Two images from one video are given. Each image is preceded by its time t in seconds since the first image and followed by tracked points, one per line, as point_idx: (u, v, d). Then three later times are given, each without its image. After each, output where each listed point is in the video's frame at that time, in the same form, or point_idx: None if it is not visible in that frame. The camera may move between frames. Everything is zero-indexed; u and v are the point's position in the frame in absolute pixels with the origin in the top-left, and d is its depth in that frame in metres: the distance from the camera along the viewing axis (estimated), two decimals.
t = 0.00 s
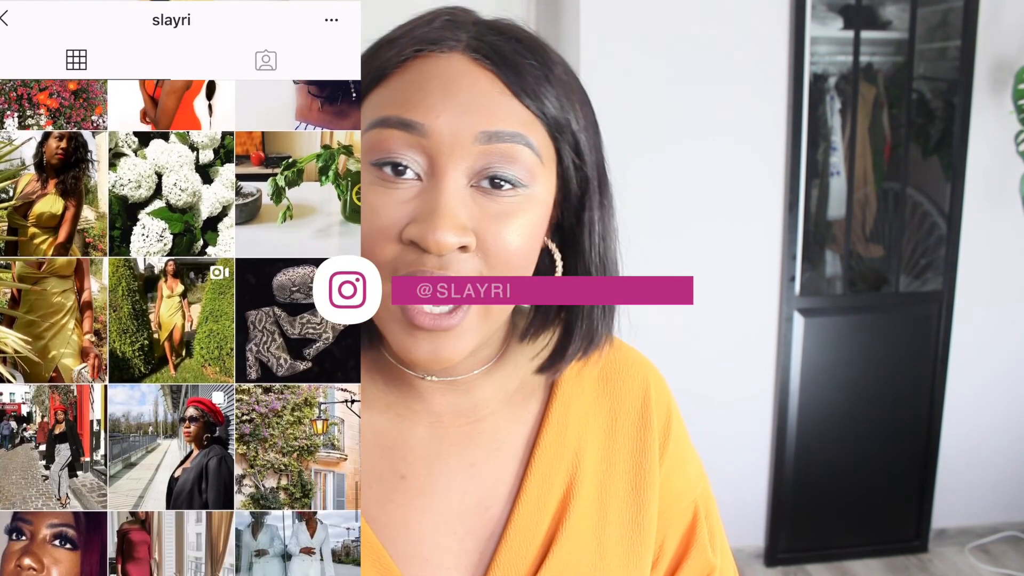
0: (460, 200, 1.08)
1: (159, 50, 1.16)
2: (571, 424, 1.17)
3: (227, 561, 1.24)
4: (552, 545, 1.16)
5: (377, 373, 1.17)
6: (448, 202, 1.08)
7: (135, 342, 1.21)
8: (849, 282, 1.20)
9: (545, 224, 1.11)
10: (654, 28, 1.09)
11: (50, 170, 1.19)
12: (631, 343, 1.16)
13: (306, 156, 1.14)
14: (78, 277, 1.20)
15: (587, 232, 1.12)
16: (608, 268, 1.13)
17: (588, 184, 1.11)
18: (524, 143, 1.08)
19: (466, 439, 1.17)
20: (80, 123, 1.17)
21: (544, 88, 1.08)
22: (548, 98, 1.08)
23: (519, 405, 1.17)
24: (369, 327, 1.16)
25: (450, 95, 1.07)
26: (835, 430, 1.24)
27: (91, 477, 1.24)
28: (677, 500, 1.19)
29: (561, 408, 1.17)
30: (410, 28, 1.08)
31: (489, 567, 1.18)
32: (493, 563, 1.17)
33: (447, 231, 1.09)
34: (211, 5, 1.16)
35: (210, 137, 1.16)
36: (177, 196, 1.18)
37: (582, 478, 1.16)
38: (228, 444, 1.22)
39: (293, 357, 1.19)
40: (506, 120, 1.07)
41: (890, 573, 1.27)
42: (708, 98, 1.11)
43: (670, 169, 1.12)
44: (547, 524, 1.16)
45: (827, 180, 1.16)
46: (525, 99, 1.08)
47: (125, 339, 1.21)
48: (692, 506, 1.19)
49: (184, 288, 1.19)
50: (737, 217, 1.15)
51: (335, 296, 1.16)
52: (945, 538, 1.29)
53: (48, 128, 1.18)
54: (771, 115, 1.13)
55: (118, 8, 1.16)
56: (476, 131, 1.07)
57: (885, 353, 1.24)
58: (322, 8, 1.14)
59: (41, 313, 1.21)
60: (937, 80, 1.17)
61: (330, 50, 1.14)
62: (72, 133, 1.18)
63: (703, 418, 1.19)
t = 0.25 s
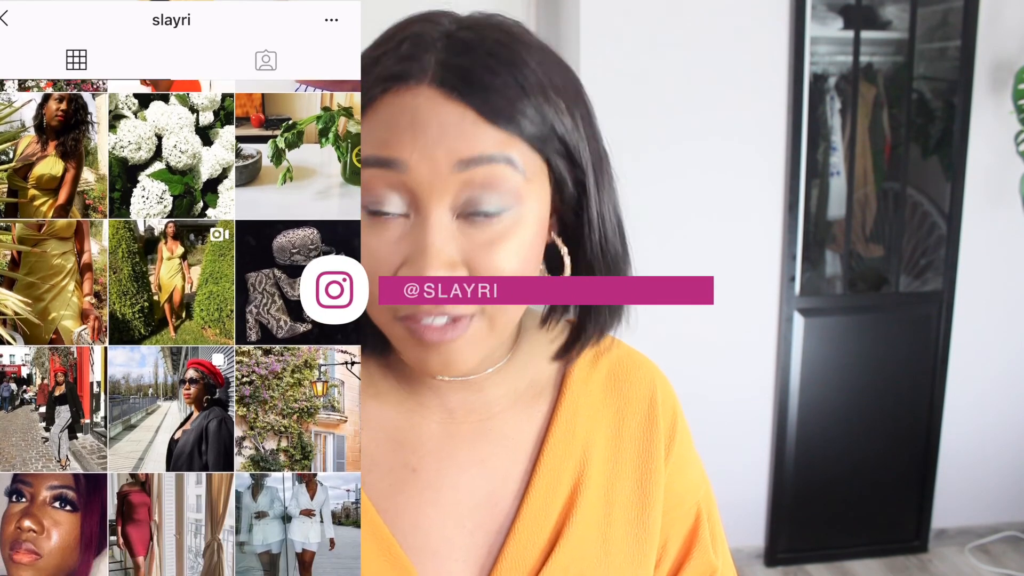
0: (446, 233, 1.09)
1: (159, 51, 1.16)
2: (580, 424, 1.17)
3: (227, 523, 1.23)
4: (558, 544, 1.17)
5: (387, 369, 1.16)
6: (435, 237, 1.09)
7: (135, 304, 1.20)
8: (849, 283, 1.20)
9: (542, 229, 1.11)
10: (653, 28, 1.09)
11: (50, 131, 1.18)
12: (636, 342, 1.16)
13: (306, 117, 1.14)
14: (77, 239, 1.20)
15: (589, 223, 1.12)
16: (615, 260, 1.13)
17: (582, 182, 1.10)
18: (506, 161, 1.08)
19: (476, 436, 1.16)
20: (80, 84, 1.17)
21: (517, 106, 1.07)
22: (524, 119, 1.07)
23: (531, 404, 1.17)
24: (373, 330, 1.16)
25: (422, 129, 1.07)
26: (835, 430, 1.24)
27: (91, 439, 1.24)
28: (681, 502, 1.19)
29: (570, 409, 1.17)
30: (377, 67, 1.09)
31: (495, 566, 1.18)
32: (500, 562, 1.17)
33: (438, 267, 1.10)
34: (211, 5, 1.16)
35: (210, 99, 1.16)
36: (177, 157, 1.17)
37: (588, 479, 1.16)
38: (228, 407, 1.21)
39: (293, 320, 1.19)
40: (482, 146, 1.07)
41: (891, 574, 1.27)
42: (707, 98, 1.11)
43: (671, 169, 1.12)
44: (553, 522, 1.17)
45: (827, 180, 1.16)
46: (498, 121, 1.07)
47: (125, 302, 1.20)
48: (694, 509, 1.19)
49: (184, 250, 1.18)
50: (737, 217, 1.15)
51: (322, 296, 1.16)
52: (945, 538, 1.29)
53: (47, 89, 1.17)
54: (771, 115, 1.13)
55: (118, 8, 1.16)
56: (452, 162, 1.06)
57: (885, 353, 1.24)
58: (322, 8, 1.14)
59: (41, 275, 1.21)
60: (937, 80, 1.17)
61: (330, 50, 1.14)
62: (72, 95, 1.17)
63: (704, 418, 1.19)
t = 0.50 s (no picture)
0: (441, 238, 1.09)
1: (159, 50, 1.16)
2: (577, 421, 1.17)
3: (227, 425, 1.21)
4: (558, 540, 1.17)
5: (383, 371, 1.15)
6: (430, 242, 1.09)
7: (135, 207, 1.19)
8: (849, 283, 1.20)
9: (535, 241, 1.11)
10: (653, 28, 1.09)
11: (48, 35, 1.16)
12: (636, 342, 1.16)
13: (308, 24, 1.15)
14: (77, 140, 1.19)
15: (583, 237, 1.12)
16: (612, 266, 1.13)
17: (580, 194, 1.10)
18: (505, 171, 1.07)
19: (472, 437, 1.16)
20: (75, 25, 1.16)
21: (520, 110, 1.07)
22: (524, 126, 1.07)
23: (527, 404, 1.16)
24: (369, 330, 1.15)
25: (419, 134, 1.07)
26: (835, 430, 1.24)
27: (91, 340, 1.21)
28: (678, 496, 1.19)
29: (567, 407, 1.16)
30: (377, 68, 1.09)
31: (495, 566, 1.18)
32: (500, 561, 1.17)
33: (431, 273, 1.10)
34: (212, 5, 1.16)
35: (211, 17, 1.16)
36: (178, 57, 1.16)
37: (586, 476, 1.16)
38: (228, 307, 1.19)
39: (293, 221, 1.16)
40: (480, 153, 1.06)
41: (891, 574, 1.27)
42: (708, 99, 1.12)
43: (671, 170, 1.12)
44: (553, 519, 1.17)
45: (827, 180, 1.16)
46: (498, 128, 1.06)
47: (125, 204, 1.19)
48: (692, 502, 1.19)
49: (184, 151, 1.18)
50: (738, 217, 1.15)
51: (318, 296, 1.16)
52: (945, 539, 1.29)
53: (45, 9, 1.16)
54: (771, 115, 1.13)
55: (119, 8, 1.16)
56: (449, 169, 1.06)
57: (885, 352, 1.24)
58: (323, 8, 1.14)
59: (41, 176, 1.19)
60: (937, 80, 1.17)
61: (330, 50, 1.14)
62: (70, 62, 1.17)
63: (704, 418, 1.19)
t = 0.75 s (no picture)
0: (441, 233, 1.08)
1: (159, 50, 1.16)
2: (573, 419, 1.17)
3: (227, 362, 1.20)
4: (556, 538, 1.16)
5: (381, 372, 1.15)
6: (430, 237, 1.08)
7: (135, 144, 1.18)
8: (849, 283, 1.19)
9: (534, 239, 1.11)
10: (653, 28, 1.09)
11: None
12: (635, 342, 1.16)
13: None
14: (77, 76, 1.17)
15: (578, 235, 1.12)
16: (608, 264, 1.13)
17: (578, 191, 1.10)
18: (505, 167, 1.07)
19: (469, 436, 1.16)
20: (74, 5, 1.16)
21: (520, 104, 1.06)
22: (523, 118, 1.06)
23: (523, 403, 1.16)
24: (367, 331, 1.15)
25: (421, 128, 1.06)
26: (835, 430, 1.24)
27: (91, 279, 1.20)
28: (675, 494, 1.19)
29: (563, 406, 1.16)
30: (377, 63, 1.09)
31: (492, 566, 1.18)
32: (497, 561, 1.17)
33: (431, 267, 1.09)
34: (211, 5, 1.15)
35: None
36: None
37: (583, 475, 1.16)
38: (228, 246, 1.18)
39: (293, 159, 1.15)
40: (483, 148, 1.06)
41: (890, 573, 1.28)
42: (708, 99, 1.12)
43: (670, 170, 1.12)
44: (550, 516, 1.17)
45: (827, 180, 1.16)
46: (499, 123, 1.06)
47: (125, 141, 1.18)
48: (690, 499, 1.19)
49: (184, 88, 1.16)
50: (737, 217, 1.15)
51: (317, 296, 1.16)
52: (945, 539, 1.29)
53: None
54: (771, 115, 1.13)
55: (118, 8, 1.16)
56: (450, 164, 1.06)
57: (886, 352, 1.24)
58: (322, 8, 1.14)
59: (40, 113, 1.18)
60: (936, 80, 1.17)
61: (330, 49, 1.13)
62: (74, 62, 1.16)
63: (703, 418, 1.19)
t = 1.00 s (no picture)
0: (449, 214, 1.07)
1: (159, 51, 1.15)
2: (576, 420, 1.18)
3: (227, 324, 1.17)
4: (556, 539, 1.16)
5: (383, 371, 1.15)
6: (438, 218, 1.07)
7: (135, 108, 1.16)
8: (849, 282, 1.19)
9: (539, 218, 1.11)
10: (653, 28, 1.09)
11: None
12: (636, 341, 1.16)
13: None
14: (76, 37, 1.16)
15: (578, 219, 1.12)
16: (610, 249, 1.12)
17: (577, 172, 1.10)
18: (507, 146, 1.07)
19: (471, 437, 1.17)
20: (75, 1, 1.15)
21: (518, 87, 1.07)
22: (522, 99, 1.07)
23: (526, 404, 1.17)
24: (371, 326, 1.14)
25: (424, 113, 1.07)
26: (835, 430, 1.24)
27: (91, 242, 1.18)
28: (677, 496, 1.19)
29: (565, 407, 1.17)
30: (377, 57, 1.10)
31: (493, 565, 1.18)
32: (498, 560, 1.17)
33: (440, 249, 1.09)
34: (211, 5, 1.15)
35: None
36: None
37: (585, 476, 1.16)
38: (228, 209, 1.16)
39: (293, 122, 1.15)
40: (484, 129, 1.07)
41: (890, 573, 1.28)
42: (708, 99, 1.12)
43: (670, 169, 1.12)
44: (551, 518, 1.17)
45: (827, 180, 1.16)
46: (499, 104, 1.07)
47: (125, 104, 1.16)
48: (692, 502, 1.19)
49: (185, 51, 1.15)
50: (737, 217, 1.15)
51: (317, 296, 1.14)
52: (945, 538, 1.29)
53: None
54: (771, 115, 1.13)
55: (118, 8, 1.15)
56: (455, 146, 1.06)
57: (886, 351, 1.24)
58: (322, 8, 1.13)
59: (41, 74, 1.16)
60: (936, 80, 1.17)
61: (330, 49, 1.13)
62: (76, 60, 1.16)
63: (703, 419, 1.19)
